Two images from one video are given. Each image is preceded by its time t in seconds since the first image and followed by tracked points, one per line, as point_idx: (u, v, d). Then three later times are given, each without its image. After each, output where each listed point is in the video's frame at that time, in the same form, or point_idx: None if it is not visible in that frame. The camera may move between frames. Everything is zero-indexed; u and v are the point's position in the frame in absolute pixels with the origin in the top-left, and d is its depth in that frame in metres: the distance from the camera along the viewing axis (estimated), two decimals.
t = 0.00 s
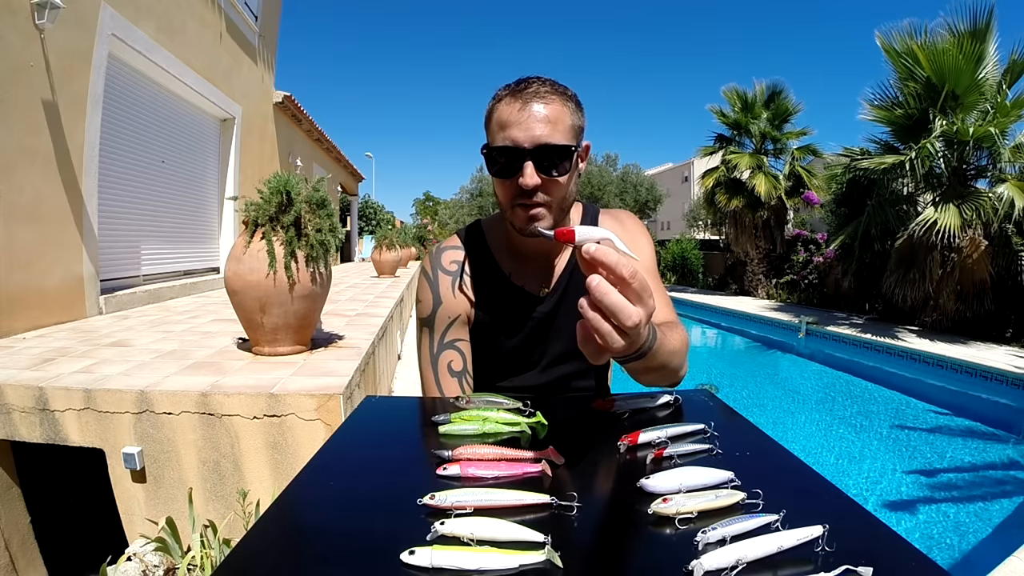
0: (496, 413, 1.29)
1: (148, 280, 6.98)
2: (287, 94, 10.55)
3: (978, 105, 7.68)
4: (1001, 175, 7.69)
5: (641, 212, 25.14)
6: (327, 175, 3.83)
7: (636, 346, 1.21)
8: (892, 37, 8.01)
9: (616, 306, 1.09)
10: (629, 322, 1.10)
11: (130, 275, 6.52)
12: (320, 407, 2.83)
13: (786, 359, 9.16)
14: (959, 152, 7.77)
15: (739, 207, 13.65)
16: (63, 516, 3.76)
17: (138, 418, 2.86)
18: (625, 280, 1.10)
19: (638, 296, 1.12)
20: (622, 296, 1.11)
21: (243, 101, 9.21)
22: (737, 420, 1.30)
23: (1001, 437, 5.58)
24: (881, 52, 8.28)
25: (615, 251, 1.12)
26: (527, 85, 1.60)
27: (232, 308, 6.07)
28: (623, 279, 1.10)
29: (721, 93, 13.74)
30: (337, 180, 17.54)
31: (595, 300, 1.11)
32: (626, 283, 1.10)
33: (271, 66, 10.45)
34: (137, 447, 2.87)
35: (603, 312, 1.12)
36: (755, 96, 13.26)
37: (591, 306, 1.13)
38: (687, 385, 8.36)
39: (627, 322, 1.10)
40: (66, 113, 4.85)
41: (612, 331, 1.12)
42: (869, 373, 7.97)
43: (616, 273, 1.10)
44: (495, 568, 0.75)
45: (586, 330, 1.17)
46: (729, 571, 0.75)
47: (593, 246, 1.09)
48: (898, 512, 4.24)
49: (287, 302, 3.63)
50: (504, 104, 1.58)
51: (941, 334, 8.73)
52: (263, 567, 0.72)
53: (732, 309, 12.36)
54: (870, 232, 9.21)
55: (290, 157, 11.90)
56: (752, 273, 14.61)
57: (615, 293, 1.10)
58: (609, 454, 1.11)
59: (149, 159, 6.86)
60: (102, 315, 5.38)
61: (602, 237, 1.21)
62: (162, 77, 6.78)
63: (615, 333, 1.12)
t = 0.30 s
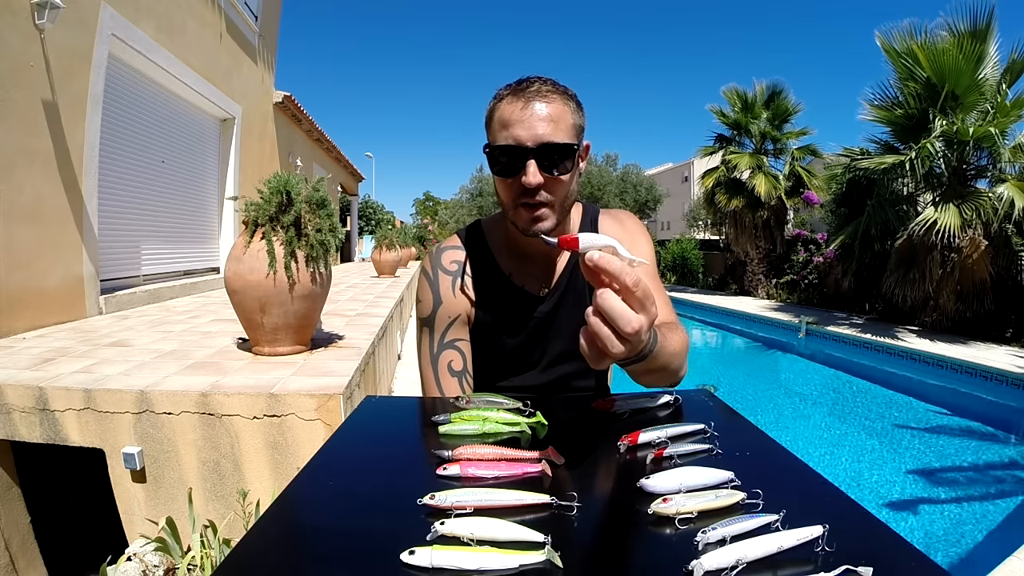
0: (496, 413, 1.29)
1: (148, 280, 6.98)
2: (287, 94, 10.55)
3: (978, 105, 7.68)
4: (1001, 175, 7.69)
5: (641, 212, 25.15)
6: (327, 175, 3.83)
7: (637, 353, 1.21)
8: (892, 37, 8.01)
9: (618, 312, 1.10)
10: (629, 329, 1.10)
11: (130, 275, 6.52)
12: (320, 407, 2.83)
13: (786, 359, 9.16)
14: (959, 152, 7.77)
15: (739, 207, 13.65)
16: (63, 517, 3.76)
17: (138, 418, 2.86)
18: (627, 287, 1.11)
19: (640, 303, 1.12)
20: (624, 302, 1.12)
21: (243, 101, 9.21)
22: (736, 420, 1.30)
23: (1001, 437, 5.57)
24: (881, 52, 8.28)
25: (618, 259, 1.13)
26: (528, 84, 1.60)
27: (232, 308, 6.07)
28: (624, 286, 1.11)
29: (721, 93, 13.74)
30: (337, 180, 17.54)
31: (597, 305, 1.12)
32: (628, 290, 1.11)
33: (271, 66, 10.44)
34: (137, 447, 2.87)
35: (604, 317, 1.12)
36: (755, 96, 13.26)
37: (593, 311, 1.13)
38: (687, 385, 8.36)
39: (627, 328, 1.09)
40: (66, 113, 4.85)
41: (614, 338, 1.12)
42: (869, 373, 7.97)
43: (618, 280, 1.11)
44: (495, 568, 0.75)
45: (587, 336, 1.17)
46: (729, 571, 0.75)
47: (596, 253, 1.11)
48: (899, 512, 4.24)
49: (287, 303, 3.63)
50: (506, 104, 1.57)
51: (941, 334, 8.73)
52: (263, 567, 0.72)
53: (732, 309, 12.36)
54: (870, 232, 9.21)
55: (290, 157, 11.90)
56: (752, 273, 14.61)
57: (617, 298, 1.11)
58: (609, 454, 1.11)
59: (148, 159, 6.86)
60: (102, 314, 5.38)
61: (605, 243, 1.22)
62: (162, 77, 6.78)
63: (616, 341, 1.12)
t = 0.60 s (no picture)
0: (496, 413, 1.29)
1: (148, 279, 6.98)
2: (287, 94, 10.55)
3: (978, 105, 7.68)
4: (1001, 175, 7.69)
5: (641, 212, 25.15)
6: (327, 175, 3.83)
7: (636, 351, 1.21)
8: (892, 37, 8.01)
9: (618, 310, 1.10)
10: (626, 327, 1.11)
11: (130, 275, 6.52)
12: (320, 407, 2.83)
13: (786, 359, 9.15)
14: (959, 152, 7.77)
15: (739, 207, 13.65)
16: (63, 517, 3.76)
17: (138, 418, 2.86)
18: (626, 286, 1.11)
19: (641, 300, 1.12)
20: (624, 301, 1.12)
21: (243, 101, 9.20)
22: (736, 420, 1.30)
23: (1001, 437, 5.57)
24: (881, 52, 8.27)
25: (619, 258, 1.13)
26: (529, 84, 1.60)
27: (232, 308, 6.07)
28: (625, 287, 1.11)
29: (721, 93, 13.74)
30: (336, 180, 17.54)
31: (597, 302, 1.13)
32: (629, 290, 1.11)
33: (271, 66, 10.44)
34: (137, 447, 2.87)
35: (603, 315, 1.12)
36: (755, 96, 13.26)
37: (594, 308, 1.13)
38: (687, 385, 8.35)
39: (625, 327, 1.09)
40: (66, 113, 4.85)
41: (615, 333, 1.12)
42: (869, 373, 7.96)
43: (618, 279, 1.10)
44: (495, 568, 0.75)
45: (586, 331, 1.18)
46: (729, 571, 0.75)
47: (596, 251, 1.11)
48: (899, 512, 4.24)
49: (287, 302, 3.63)
50: (507, 103, 1.57)
51: (941, 334, 8.73)
52: (263, 567, 0.72)
53: (732, 309, 12.36)
54: (871, 232, 9.21)
55: (290, 157, 11.90)
56: (752, 272, 14.61)
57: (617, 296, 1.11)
58: (609, 454, 1.11)
59: (148, 159, 6.86)
60: (102, 315, 5.38)
61: (605, 243, 1.22)
62: (162, 77, 6.78)
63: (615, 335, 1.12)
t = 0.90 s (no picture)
0: (496, 413, 1.29)
1: (148, 280, 6.98)
2: (287, 94, 10.55)
3: (978, 105, 7.68)
4: (1001, 175, 7.69)
5: (641, 212, 25.17)
6: (327, 175, 3.83)
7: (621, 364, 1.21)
8: (892, 37, 8.00)
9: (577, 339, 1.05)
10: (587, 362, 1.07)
11: (130, 275, 6.52)
12: (320, 407, 2.83)
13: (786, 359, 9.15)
14: (959, 152, 7.78)
15: (739, 207, 13.65)
16: (63, 516, 3.76)
17: (138, 418, 2.86)
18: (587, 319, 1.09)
19: (605, 332, 1.12)
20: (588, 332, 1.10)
21: (243, 101, 9.20)
22: (736, 420, 1.30)
23: (1001, 437, 5.57)
24: (881, 52, 8.27)
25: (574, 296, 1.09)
26: (532, 84, 1.60)
27: (232, 308, 6.07)
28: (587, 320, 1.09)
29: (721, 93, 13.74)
30: (337, 180, 17.54)
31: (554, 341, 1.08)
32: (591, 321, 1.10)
33: (271, 66, 10.45)
34: (136, 447, 2.87)
35: (559, 349, 1.06)
36: (755, 96, 13.26)
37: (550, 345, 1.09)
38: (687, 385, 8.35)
39: (587, 362, 1.05)
40: (66, 113, 4.85)
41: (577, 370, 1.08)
42: (869, 373, 7.97)
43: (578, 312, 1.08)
44: (495, 568, 0.75)
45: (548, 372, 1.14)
46: (729, 571, 0.74)
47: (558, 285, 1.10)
48: (898, 512, 4.24)
49: (287, 302, 3.63)
50: (512, 104, 1.57)
51: (941, 334, 8.72)
52: (263, 567, 0.72)
53: (732, 309, 12.36)
54: (870, 232, 9.21)
55: (290, 157, 11.90)
56: (752, 273, 14.61)
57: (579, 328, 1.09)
58: (609, 454, 1.11)
59: (148, 159, 6.86)
60: (102, 315, 5.38)
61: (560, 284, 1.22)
62: (162, 77, 6.78)
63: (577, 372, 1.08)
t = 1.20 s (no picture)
0: (496, 413, 1.29)
1: (148, 280, 6.98)
2: (287, 94, 10.54)
3: (978, 105, 7.68)
4: (1001, 176, 7.69)
5: (641, 212, 25.17)
6: (327, 175, 3.83)
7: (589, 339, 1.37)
8: (892, 37, 8.00)
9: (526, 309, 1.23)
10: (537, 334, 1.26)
11: (130, 275, 6.52)
12: (320, 407, 2.83)
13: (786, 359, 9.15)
14: (959, 152, 7.78)
15: (739, 207, 13.65)
16: (63, 517, 3.76)
17: (138, 418, 2.87)
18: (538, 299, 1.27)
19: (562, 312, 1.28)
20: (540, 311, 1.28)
21: (243, 101, 9.20)
22: (736, 420, 1.30)
23: (1001, 437, 5.57)
24: (881, 52, 8.27)
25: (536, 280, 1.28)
26: (531, 85, 1.59)
27: (232, 308, 6.07)
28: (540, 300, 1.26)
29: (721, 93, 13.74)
30: (337, 180, 17.54)
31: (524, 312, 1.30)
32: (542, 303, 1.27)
33: (271, 66, 10.44)
34: (137, 447, 2.87)
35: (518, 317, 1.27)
36: (755, 96, 13.27)
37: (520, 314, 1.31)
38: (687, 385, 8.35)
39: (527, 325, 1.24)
40: (66, 113, 4.85)
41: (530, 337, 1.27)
42: (869, 373, 7.97)
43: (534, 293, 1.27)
44: (495, 568, 0.75)
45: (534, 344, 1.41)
46: (729, 571, 0.75)
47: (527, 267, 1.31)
48: (899, 512, 4.25)
49: (287, 302, 3.63)
50: (511, 106, 1.56)
51: (941, 334, 8.73)
52: (263, 567, 0.72)
53: (732, 309, 12.37)
54: (870, 232, 9.21)
55: (290, 157, 11.90)
56: (752, 273, 14.60)
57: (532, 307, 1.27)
58: (609, 453, 1.11)
59: (148, 159, 6.86)
60: (102, 314, 5.38)
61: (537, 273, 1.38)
62: (162, 77, 6.78)
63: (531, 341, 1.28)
